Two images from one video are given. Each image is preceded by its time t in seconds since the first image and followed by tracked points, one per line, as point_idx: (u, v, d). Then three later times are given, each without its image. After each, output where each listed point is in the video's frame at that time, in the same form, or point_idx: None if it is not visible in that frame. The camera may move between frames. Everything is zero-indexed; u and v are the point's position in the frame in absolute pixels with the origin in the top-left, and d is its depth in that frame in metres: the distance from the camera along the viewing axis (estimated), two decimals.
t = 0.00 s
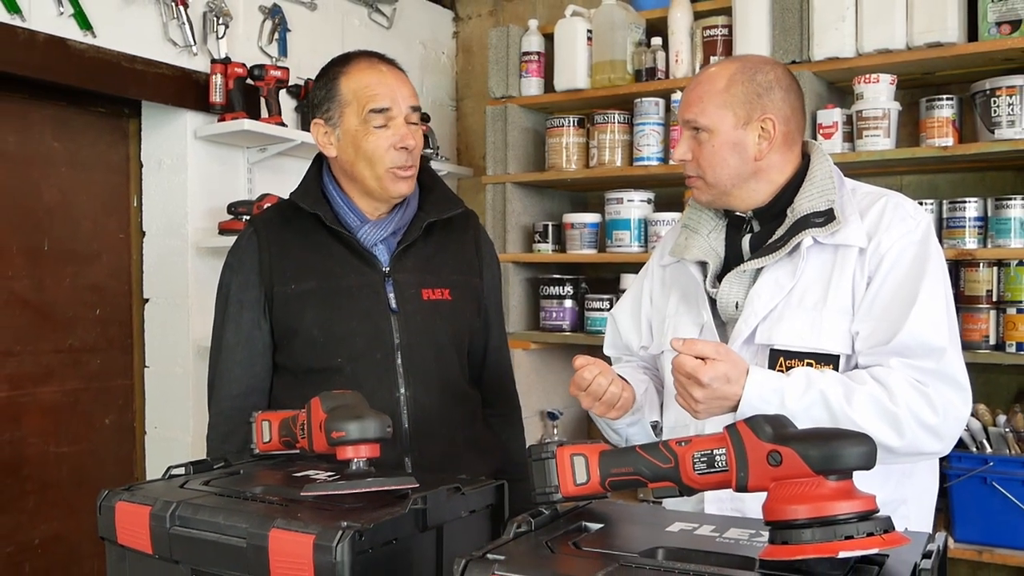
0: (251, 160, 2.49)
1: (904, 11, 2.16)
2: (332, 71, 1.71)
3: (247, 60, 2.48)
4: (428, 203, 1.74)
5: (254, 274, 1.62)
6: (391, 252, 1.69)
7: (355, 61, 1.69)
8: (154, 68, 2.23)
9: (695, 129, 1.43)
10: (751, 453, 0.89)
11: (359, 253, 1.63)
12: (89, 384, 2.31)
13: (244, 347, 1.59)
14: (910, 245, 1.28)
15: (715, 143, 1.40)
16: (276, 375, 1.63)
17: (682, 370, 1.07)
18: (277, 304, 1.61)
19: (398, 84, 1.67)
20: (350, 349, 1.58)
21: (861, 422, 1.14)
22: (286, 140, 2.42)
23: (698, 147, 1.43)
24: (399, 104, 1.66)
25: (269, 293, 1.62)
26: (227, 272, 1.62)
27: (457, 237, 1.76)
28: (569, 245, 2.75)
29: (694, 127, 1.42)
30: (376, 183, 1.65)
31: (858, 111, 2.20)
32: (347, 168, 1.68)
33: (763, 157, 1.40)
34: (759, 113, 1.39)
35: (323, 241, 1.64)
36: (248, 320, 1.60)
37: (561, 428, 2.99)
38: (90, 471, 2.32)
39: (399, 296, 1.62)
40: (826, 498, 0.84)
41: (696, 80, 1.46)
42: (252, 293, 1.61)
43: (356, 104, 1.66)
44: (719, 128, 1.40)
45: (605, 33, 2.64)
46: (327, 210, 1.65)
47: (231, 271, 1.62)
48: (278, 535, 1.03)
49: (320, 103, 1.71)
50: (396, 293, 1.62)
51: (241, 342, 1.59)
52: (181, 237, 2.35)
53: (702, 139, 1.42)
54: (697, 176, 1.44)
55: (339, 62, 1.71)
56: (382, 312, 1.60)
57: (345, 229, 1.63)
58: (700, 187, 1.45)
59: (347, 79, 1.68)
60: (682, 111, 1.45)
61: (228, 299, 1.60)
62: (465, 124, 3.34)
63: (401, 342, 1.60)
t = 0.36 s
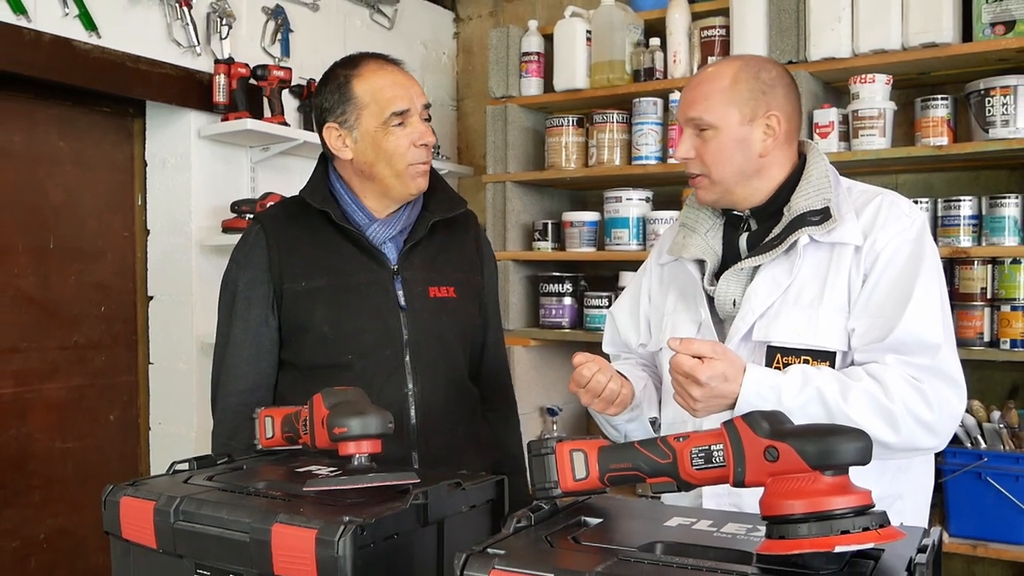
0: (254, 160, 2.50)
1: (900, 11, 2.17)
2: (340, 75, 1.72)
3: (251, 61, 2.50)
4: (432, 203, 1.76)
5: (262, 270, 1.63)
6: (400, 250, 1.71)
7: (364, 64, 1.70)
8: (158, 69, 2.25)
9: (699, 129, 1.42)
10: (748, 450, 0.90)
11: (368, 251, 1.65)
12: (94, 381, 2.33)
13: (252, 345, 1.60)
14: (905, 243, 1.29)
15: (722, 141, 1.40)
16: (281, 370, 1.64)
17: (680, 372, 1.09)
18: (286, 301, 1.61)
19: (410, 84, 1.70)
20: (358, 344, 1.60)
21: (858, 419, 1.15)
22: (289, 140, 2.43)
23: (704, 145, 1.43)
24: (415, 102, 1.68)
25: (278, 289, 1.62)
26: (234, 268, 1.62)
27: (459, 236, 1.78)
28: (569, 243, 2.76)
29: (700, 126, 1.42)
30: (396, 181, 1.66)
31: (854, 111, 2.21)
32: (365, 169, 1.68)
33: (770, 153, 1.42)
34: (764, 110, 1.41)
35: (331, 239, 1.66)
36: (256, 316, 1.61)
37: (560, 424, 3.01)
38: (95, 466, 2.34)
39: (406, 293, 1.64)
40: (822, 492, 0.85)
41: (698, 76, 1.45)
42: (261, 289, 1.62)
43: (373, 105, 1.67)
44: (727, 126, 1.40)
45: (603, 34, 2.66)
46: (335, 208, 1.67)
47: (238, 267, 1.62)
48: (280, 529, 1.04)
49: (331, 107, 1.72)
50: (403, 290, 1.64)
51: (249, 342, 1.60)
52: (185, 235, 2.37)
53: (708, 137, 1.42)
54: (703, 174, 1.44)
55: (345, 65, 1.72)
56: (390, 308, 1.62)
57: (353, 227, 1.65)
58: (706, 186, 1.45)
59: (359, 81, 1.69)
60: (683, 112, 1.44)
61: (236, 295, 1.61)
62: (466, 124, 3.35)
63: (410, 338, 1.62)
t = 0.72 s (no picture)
0: (257, 158, 2.52)
1: (895, 12, 2.18)
2: (347, 75, 1.73)
3: (254, 61, 2.51)
4: (437, 203, 1.78)
5: (272, 271, 1.63)
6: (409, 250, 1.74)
7: (370, 64, 1.72)
8: (162, 69, 2.26)
9: (739, 122, 1.40)
10: (745, 444, 0.91)
11: (376, 250, 1.66)
12: (99, 377, 2.35)
13: (262, 343, 1.60)
14: (900, 239, 1.31)
15: (763, 134, 1.39)
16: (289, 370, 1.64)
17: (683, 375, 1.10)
18: (297, 301, 1.63)
19: (416, 84, 1.72)
20: (371, 345, 1.61)
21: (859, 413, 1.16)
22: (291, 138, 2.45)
23: (747, 138, 1.39)
24: (421, 102, 1.70)
25: (288, 289, 1.63)
26: (243, 266, 1.63)
27: (462, 235, 1.80)
28: (568, 241, 2.78)
29: (739, 119, 1.39)
30: (401, 180, 1.68)
31: (850, 110, 2.23)
32: (370, 168, 1.70)
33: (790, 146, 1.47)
34: (787, 104, 1.45)
35: (341, 238, 1.67)
36: (265, 314, 1.61)
37: (559, 420, 3.03)
38: (100, 461, 2.36)
39: (417, 293, 1.66)
40: (819, 488, 0.87)
41: (716, 71, 1.42)
42: (271, 289, 1.62)
43: (381, 105, 1.69)
44: (766, 118, 1.40)
45: (602, 34, 2.67)
46: (345, 207, 1.67)
47: (248, 265, 1.63)
48: (284, 524, 1.05)
49: (337, 107, 1.73)
50: (414, 289, 1.66)
51: (259, 340, 1.59)
52: (189, 233, 2.38)
53: (749, 130, 1.39)
54: (747, 168, 1.40)
55: (352, 65, 1.74)
56: (402, 307, 1.64)
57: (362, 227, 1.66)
58: (749, 180, 1.41)
59: (366, 81, 1.71)
60: (719, 106, 1.40)
61: (246, 292, 1.61)
62: (466, 123, 3.37)
63: (420, 337, 1.64)
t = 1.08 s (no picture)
0: (260, 157, 2.53)
1: (891, 12, 2.20)
2: (353, 77, 1.74)
3: (257, 61, 2.53)
4: (444, 202, 1.80)
5: (282, 275, 1.65)
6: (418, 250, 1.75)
7: (376, 66, 1.73)
8: (167, 69, 2.27)
9: (737, 123, 1.41)
10: (742, 439, 0.93)
11: (385, 252, 1.68)
12: (103, 373, 2.36)
13: (271, 346, 1.61)
14: (897, 235, 1.33)
15: (762, 134, 1.41)
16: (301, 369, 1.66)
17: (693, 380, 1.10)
18: (308, 304, 1.64)
19: (421, 88, 1.72)
20: (382, 344, 1.63)
21: (870, 409, 1.19)
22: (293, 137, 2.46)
23: (745, 138, 1.41)
24: (427, 106, 1.71)
25: (299, 291, 1.65)
26: (254, 270, 1.65)
27: (472, 235, 1.82)
28: (568, 240, 2.79)
29: (738, 120, 1.41)
30: (406, 184, 1.70)
31: (846, 110, 2.24)
32: (376, 171, 1.72)
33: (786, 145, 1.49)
34: (783, 104, 1.46)
35: (350, 241, 1.68)
36: (276, 317, 1.63)
37: (559, 416, 3.05)
38: (105, 457, 2.37)
39: (427, 292, 1.67)
40: (815, 483, 0.88)
41: (714, 71, 1.43)
42: (280, 292, 1.64)
43: (386, 109, 1.70)
44: (764, 118, 1.41)
45: (601, 35, 2.69)
46: (352, 210, 1.68)
47: (258, 269, 1.65)
48: (286, 518, 1.07)
49: (343, 109, 1.75)
50: (423, 289, 1.67)
51: (269, 343, 1.61)
52: (193, 232, 2.40)
53: (747, 130, 1.41)
54: (745, 168, 1.42)
55: (358, 67, 1.75)
56: (411, 306, 1.66)
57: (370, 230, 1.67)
58: (746, 179, 1.43)
59: (372, 84, 1.72)
60: (718, 107, 1.41)
61: (257, 295, 1.63)
62: (467, 123, 3.38)
63: (432, 338, 1.65)
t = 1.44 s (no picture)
0: (263, 157, 2.55)
1: (886, 13, 2.22)
2: (392, 76, 1.75)
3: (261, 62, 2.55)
4: (479, 200, 1.80)
5: (314, 263, 1.67)
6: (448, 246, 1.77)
7: (412, 65, 1.73)
8: (171, 69, 2.29)
9: (733, 124, 1.42)
10: (739, 435, 0.95)
11: (416, 246, 1.70)
12: (107, 370, 2.38)
13: (303, 336, 1.64)
14: (890, 230, 1.34)
15: (757, 134, 1.42)
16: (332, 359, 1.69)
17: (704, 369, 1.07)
18: (337, 293, 1.67)
19: (453, 89, 1.71)
20: (406, 336, 1.66)
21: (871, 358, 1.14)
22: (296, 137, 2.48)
23: (740, 139, 1.42)
24: (456, 107, 1.70)
25: (330, 281, 1.67)
26: (291, 258, 1.67)
27: (505, 232, 1.83)
28: (568, 238, 2.81)
29: (733, 121, 1.42)
30: (433, 183, 1.71)
31: (842, 110, 2.26)
32: (407, 168, 1.74)
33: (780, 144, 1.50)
34: (776, 104, 1.48)
35: (383, 234, 1.70)
36: (310, 304, 1.65)
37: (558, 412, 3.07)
38: (110, 453, 2.39)
39: (454, 288, 1.69)
40: (811, 478, 0.89)
41: (709, 73, 1.45)
42: (312, 280, 1.66)
43: (414, 111, 1.70)
44: (758, 119, 1.43)
45: (600, 36, 2.72)
46: (386, 204, 1.71)
47: (292, 258, 1.67)
48: (290, 513, 1.09)
49: (382, 105, 1.77)
50: (451, 284, 1.69)
51: (302, 330, 1.64)
52: (197, 230, 2.41)
53: (742, 131, 1.42)
54: (742, 169, 1.43)
55: (397, 65, 1.76)
56: (438, 301, 1.68)
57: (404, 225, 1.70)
58: (742, 180, 1.44)
59: (406, 83, 1.72)
60: (714, 108, 1.42)
61: (289, 284, 1.66)
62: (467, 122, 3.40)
63: (456, 334, 1.67)
